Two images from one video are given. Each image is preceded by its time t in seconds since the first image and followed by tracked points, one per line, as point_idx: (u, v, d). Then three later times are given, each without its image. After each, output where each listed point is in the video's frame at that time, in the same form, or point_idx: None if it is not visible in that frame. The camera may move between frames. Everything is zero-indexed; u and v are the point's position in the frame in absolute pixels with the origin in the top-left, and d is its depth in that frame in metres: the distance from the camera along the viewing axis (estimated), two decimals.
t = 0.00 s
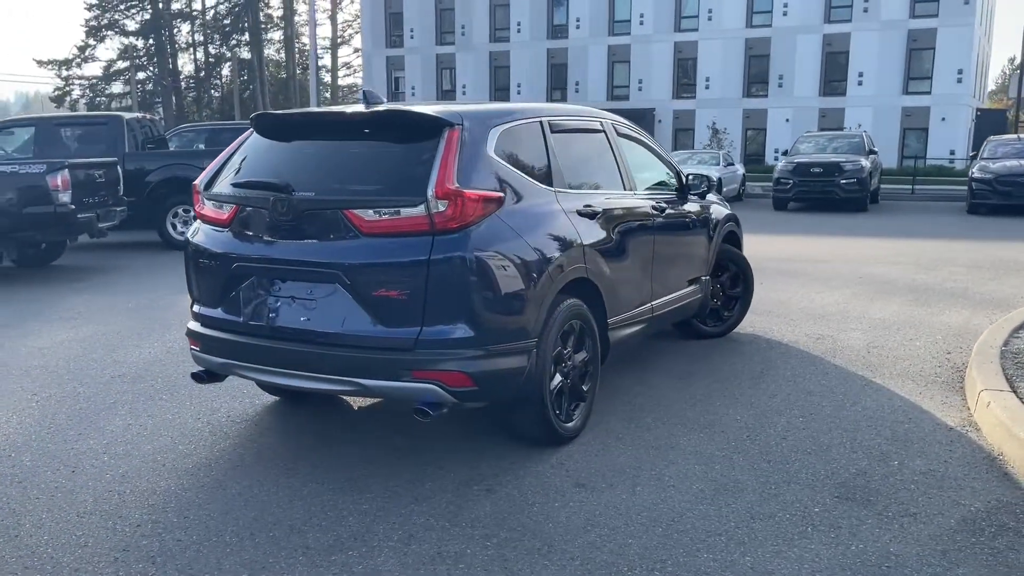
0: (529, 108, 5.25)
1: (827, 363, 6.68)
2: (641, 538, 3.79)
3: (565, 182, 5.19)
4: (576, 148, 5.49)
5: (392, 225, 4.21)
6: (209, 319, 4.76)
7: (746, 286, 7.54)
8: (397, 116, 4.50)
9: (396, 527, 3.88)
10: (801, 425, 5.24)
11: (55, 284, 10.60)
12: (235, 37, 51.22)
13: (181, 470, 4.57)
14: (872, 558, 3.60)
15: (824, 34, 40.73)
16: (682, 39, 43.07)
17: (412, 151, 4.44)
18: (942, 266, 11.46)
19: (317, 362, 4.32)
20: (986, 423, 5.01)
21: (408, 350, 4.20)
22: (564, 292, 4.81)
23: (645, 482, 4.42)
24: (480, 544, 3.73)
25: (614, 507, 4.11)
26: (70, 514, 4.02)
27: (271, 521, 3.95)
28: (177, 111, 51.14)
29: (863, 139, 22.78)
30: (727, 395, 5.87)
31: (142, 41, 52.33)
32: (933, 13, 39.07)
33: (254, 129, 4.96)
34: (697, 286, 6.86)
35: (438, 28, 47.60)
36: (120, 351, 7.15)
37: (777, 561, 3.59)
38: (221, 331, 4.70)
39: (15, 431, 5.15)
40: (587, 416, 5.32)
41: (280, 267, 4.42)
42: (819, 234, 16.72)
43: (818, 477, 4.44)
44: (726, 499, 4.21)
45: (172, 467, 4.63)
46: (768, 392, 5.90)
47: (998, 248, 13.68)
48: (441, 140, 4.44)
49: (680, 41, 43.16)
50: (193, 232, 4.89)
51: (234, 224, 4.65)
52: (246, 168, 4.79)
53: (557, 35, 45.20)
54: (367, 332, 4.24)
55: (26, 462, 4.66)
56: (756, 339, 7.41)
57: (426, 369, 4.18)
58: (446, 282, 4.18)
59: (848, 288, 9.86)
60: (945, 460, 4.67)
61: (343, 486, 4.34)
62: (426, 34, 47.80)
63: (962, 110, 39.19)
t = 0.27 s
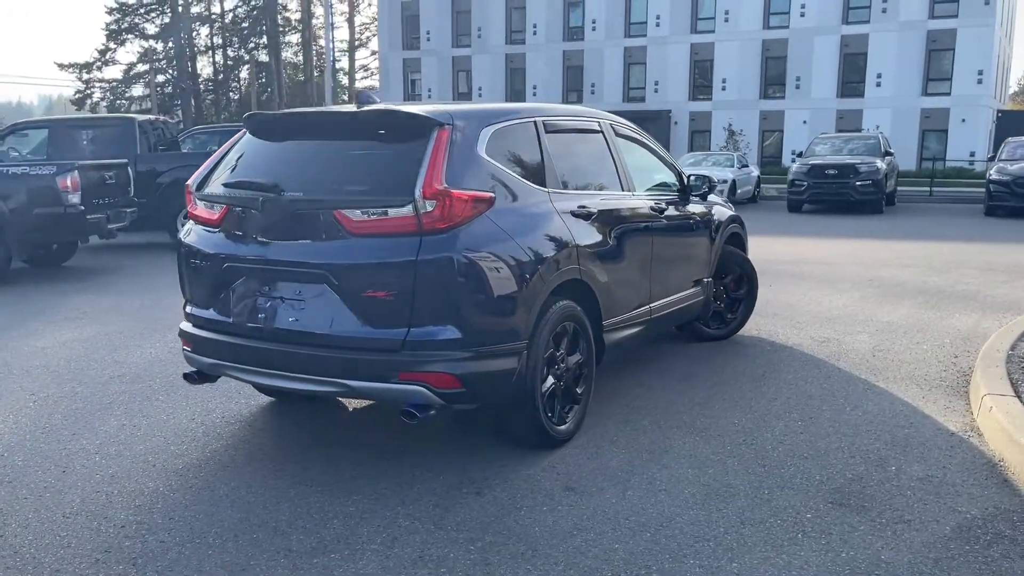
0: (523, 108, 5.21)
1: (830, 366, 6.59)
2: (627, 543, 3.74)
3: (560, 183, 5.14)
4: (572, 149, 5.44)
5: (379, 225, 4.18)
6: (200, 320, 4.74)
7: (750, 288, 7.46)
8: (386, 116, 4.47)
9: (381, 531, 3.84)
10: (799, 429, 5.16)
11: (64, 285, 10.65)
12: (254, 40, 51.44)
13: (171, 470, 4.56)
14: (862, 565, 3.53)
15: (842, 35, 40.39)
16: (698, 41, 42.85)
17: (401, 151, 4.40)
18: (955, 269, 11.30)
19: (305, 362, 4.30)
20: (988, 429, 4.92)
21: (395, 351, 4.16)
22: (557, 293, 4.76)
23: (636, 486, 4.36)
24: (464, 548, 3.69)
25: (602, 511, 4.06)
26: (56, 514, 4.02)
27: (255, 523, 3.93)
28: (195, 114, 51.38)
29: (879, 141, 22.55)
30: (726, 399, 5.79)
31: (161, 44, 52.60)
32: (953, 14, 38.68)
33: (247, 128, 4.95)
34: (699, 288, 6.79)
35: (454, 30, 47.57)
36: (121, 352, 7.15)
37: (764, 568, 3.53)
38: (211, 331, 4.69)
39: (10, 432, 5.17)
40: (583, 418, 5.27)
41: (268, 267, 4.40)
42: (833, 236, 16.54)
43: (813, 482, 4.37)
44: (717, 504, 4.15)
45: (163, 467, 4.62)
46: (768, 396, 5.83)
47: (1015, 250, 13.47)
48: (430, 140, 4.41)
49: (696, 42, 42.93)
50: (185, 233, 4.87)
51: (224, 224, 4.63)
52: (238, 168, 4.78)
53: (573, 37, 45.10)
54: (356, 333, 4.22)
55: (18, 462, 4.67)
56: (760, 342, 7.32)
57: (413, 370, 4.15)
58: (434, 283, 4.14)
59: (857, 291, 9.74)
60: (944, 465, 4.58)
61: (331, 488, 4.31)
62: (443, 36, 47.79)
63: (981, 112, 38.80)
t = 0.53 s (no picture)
0: (517, 110, 5.18)
1: (829, 370, 6.53)
2: (611, 547, 3.71)
3: (553, 185, 5.12)
4: (566, 151, 5.41)
5: (366, 227, 4.17)
6: (191, 322, 4.75)
7: (752, 291, 7.40)
8: (376, 118, 4.47)
9: (364, 533, 3.83)
10: (794, 433, 5.11)
11: (73, 287, 10.73)
12: (271, 44, 51.62)
13: (161, 471, 4.58)
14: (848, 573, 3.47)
15: (859, 37, 40.09)
16: (713, 43, 42.64)
17: (389, 153, 4.40)
18: (966, 273, 11.16)
19: (292, 365, 4.30)
20: (987, 435, 4.84)
21: (381, 353, 4.15)
22: (547, 296, 4.74)
23: (625, 489, 4.32)
24: (447, 552, 3.66)
25: (589, 515, 4.03)
26: (42, 515, 4.03)
27: (239, 525, 3.92)
28: (212, 118, 51.55)
29: (894, 143, 22.33)
30: (724, 402, 5.74)
31: (179, 48, 52.82)
32: (971, 15, 38.29)
33: (240, 131, 4.96)
34: (699, 291, 6.74)
35: (469, 33, 47.53)
36: (121, 354, 7.18)
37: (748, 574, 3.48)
38: (201, 334, 4.69)
39: (5, 432, 5.20)
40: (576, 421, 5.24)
41: (257, 268, 4.40)
42: (846, 239, 16.37)
43: (805, 487, 4.31)
44: (705, 508, 4.10)
45: (153, 468, 4.63)
46: (766, 400, 5.76)
47: None
48: (419, 141, 4.41)
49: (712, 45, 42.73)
50: (177, 235, 4.89)
51: (214, 225, 4.64)
52: (228, 170, 4.79)
53: (588, 40, 44.99)
54: (342, 335, 4.21)
55: (10, 463, 4.69)
56: (761, 346, 7.26)
57: (399, 372, 4.14)
58: (419, 286, 4.13)
59: (864, 294, 9.63)
60: (940, 471, 4.51)
61: (317, 490, 4.31)
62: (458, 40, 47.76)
63: (1000, 115, 38.41)
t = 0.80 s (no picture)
0: (513, 112, 5.18)
1: (832, 374, 6.47)
2: (600, 551, 3.69)
3: (550, 187, 5.11)
4: (563, 153, 5.40)
5: (357, 229, 4.17)
6: (188, 324, 4.77)
7: (756, 294, 7.35)
8: (369, 120, 4.48)
9: (353, 535, 3.83)
10: (793, 437, 5.06)
11: (84, 289, 10.80)
12: (286, 48, 51.79)
13: (156, 472, 4.60)
14: None
15: (875, 38, 39.82)
16: (728, 45, 42.45)
17: (382, 155, 4.41)
18: (978, 276, 11.05)
19: (285, 367, 4.30)
20: (987, 440, 4.79)
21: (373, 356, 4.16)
22: (542, 298, 4.73)
23: (619, 493, 4.30)
24: (435, 555, 3.66)
25: (580, 519, 4.01)
26: (36, 515, 4.06)
27: (231, 526, 3.93)
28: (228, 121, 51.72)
29: (909, 145, 22.14)
30: (723, 406, 5.71)
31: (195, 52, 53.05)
32: (989, 17, 37.96)
33: (236, 134, 4.98)
34: (701, 294, 6.69)
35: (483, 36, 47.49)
36: (125, 356, 7.21)
37: None
38: (197, 336, 4.71)
39: (6, 433, 5.24)
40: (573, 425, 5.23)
41: (251, 271, 4.41)
42: (858, 243, 16.23)
43: (800, 492, 4.28)
44: (698, 512, 4.08)
45: (149, 469, 4.65)
46: (766, 404, 5.72)
47: None
48: (411, 144, 4.41)
49: (726, 47, 42.54)
50: (174, 237, 4.92)
51: (209, 228, 4.66)
52: (224, 173, 4.81)
53: (602, 42, 44.88)
54: (334, 337, 4.22)
55: (8, 464, 4.73)
56: (765, 349, 7.21)
57: (391, 375, 4.14)
58: (411, 289, 4.13)
59: (872, 298, 9.55)
60: (938, 476, 4.46)
61: (310, 492, 4.31)
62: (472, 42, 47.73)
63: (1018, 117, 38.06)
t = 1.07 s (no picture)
0: (509, 115, 5.19)
1: (834, 377, 6.45)
2: (590, 552, 3.70)
3: (545, 190, 5.12)
4: (561, 156, 5.41)
5: (351, 231, 4.21)
6: (186, 326, 4.81)
7: (759, 297, 7.33)
8: (363, 124, 4.51)
9: (345, 536, 3.86)
10: (790, 440, 5.05)
11: (94, 291, 10.89)
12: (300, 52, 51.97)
13: (154, 473, 4.64)
14: None
15: (890, 40, 39.60)
16: (741, 48, 42.30)
17: (376, 158, 4.44)
18: (987, 279, 10.97)
19: (280, 368, 4.33)
20: (985, 443, 4.77)
21: (367, 358, 4.18)
22: (537, 300, 4.74)
23: (612, 494, 4.30)
24: (425, 555, 3.68)
25: (571, 520, 4.02)
26: (34, 515, 4.10)
27: (224, 526, 3.96)
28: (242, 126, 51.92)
29: (922, 147, 21.99)
30: (721, 408, 5.70)
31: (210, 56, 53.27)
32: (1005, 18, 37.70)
33: (234, 137, 5.02)
34: (702, 297, 6.68)
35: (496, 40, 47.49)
36: (129, 358, 7.26)
37: None
38: (195, 338, 4.75)
39: (9, 434, 5.29)
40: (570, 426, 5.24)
41: (247, 273, 4.45)
42: (869, 245, 16.14)
43: (794, 495, 4.27)
44: (690, 514, 4.07)
45: (148, 470, 4.69)
46: (765, 406, 5.71)
47: None
48: (405, 147, 4.44)
49: (740, 49, 42.38)
50: (173, 240, 4.96)
51: (207, 231, 4.70)
52: (222, 177, 4.85)
53: (615, 45, 44.79)
54: (328, 339, 4.24)
55: (9, 464, 4.78)
56: (767, 352, 7.19)
57: (384, 376, 4.16)
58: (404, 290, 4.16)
59: (878, 300, 9.51)
60: (933, 479, 4.44)
61: (305, 493, 4.34)
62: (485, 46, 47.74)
63: None
